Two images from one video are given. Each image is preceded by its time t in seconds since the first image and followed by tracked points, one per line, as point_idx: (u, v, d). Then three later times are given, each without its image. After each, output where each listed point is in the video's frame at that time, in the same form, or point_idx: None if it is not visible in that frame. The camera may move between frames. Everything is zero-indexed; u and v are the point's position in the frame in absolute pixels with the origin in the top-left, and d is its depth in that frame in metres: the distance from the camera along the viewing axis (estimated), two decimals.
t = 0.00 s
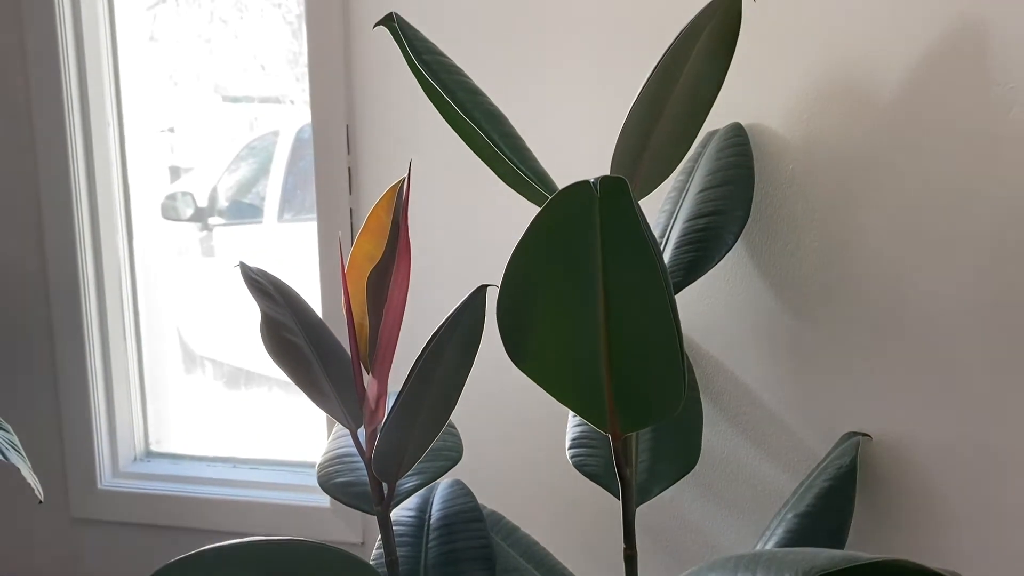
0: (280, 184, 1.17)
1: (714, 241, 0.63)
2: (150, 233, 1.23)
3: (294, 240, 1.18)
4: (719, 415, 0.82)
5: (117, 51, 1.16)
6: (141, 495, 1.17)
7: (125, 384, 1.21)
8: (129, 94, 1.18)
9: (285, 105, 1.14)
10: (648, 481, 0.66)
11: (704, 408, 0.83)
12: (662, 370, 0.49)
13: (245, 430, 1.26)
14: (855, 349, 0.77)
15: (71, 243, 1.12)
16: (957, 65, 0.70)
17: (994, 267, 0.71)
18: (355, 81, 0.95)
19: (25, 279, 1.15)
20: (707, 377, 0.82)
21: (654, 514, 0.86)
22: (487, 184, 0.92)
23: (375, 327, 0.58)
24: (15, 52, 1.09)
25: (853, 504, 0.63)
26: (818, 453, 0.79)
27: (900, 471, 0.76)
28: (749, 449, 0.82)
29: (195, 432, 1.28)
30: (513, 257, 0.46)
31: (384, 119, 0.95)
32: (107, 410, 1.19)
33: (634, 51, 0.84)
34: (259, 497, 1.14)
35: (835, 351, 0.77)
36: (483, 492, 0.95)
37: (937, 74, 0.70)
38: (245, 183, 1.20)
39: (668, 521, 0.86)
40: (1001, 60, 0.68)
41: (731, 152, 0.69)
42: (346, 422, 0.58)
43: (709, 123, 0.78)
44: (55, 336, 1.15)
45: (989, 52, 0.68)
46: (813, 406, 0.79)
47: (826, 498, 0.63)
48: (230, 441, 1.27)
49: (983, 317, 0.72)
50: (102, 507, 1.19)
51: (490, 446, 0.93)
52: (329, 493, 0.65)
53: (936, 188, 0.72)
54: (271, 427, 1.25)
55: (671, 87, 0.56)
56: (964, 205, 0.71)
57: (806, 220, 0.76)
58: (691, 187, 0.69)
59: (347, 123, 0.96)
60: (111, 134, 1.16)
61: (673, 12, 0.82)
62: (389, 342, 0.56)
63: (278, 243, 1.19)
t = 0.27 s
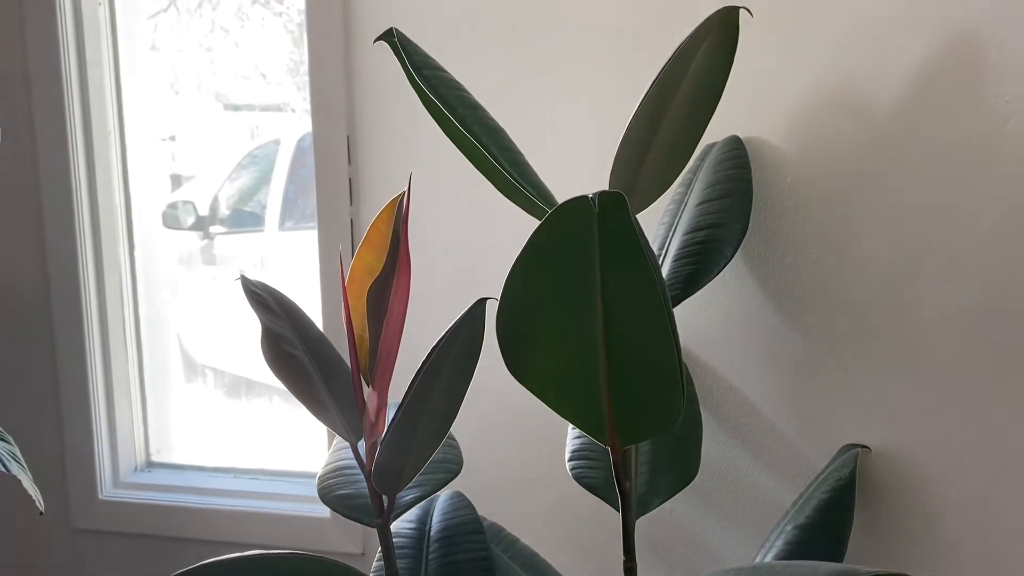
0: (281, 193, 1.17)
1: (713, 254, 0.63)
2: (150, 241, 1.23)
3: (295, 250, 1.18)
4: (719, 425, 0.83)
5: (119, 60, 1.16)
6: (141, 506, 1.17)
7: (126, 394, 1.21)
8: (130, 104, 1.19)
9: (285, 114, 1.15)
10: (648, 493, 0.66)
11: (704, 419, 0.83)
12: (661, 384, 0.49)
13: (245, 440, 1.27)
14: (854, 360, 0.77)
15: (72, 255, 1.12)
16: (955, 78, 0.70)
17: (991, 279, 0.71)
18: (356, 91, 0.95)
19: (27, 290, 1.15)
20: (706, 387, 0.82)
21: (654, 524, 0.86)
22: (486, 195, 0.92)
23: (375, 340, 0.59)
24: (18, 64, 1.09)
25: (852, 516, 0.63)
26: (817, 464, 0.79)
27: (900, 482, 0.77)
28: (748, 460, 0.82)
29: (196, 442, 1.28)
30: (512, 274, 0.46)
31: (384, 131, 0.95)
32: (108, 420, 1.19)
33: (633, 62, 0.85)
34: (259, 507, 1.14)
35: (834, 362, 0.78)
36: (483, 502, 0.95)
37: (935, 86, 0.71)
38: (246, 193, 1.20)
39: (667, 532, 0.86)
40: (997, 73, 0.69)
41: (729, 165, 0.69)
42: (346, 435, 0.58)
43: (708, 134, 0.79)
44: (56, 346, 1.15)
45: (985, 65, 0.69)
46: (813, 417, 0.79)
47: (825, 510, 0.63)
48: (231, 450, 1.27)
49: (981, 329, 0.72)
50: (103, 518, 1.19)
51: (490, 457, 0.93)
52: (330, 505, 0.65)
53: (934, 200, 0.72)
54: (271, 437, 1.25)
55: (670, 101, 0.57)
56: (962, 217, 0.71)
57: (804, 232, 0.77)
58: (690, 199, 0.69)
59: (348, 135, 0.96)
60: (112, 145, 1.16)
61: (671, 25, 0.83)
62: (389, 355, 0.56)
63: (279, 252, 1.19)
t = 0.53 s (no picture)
0: (282, 199, 1.18)
1: (712, 262, 0.63)
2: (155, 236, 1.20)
3: (295, 255, 1.18)
4: (717, 431, 0.83)
5: (120, 61, 1.16)
6: (143, 511, 1.18)
7: (127, 400, 1.21)
8: (132, 110, 1.19)
9: (286, 118, 1.15)
10: (647, 500, 0.66)
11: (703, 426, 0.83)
12: (659, 393, 0.49)
13: (246, 445, 1.27)
14: (852, 367, 0.77)
15: (74, 261, 1.13)
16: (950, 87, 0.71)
17: (988, 286, 0.72)
18: (356, 98, 0.95)
19: (29, 296, 1.15)
20: (705, 393, 0.83)
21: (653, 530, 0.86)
22: (486, 201, 0.93)
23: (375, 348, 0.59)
24: (20, 71, 1.10)
25: (851, 523, 0.64)
26: (816, 469, 0.80)
27: (898, 487, 0.77)
28: (747, 466, 0.82)
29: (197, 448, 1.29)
30: (511, 284, 0.46)
31: (384, 137, 0.96)
32: (109, 426, 1.19)
33: (631, 70, 0.85)
34: (260, 512, 1.14)
35: (833, 368, 0.78)
36: (483, 508, 0.95)
37: (931, 94, 0.71)
38: (246, 198, 1.21)
39: (666, 537, 0.86)
40: (993, 81, 0.69)
41: (726, 173, 0.70)
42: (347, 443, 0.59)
43: (706, 141, 0.79)
44: (58, 352, 1.15)
45: (981, 73, 0.69)
46: (811, 423, 0.79)
47: (823, 516, 0.64)
48: (231, 456, 1.27)
49: (979, 335, 0.72)
50: (105, 524, 1.19)
51: (490, 462, 0.94)
52: (330, 512, 0.66)
53: (931, 207, 0.73)
54: (272, 442, 1.26)
55: (668, 110, 0.57)
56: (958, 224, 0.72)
57: (802, 239, 0.77)
58: (688, 207, 0.69)
59: (348, 142, 0.97)
60: (115, 152, 1.16)
61: (670, 33, 0.83)
62: (389, 363, 0.57)
63: (279, 258, 1.20)
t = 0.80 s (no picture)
0: (283, 200, 1.18)
1: (712, 261, 0.63)
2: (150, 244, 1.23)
3: (296, 256, 1.18)
4: (718, 431, 0.83)
5: (120, 61, 1.16)
6: (143, 512, 1.18)
7: (128, 400, 1.21)
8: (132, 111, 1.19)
9: (286, 119, 1.15)
10: (648, 499, 0.66)
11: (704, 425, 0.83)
12: (660, 392, 0.49)
13: (246, 445, 1.27)
14: (853, 366, 0.77)
15: (75, 262, 1.12)
16: (951, 86, 0.71)
17: (988, 285, 0.72)
18: (357, 98, 0.95)
19: (30, 297, 1.15)
20: (706, 393, 0.83)
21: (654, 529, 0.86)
22: (486, 200, 0.93)
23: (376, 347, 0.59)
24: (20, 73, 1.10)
25: (852, 521, 0.64)
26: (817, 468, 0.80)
27: (898, 486, 0.77)
28: (748, 465, 0.82)
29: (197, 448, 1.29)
30: (513, 283, 0.46)
31: (385, 137, 0.96)
32: (110, 426, 1.19)
33: (632, 70, 0.85)
34: (260, 511, 1.14)
35: (833, 367, 0.78)
36: (484, 507, 0.95)
37: (932, 94, 0.71)
38: (246, 198, 1.21)
39: (667, 536, 0.86)
40: (994, 81, 0.69)
41: (727, 173, 0.70)
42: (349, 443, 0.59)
43: (707, 141, 0.79)
44: (59, 353, 1.15)
45: (981, 72, 0.70)
46: (812, 421, 0.79)
47: (824, 515, 0.64)
48: (232, 456, 1.27)
49: (980, 334, 0.73)
50: (106, 524, 1.19)
51: (490, 462, 0.94)
52: (332, 512, 0.66)
53: (931, 206, 0.73)
54: (273, 443, 1.26)
55: (668, 109, 0.57)
56: (959, 223, 0.72)
57: (803, 238, 0.77)
58: (689, 207, 0.70)
59: (349, 142, 0.97)
60: (115, 152, 1.17)
61: (670, 33, 0.83)
62: (390, 363, 0.57)
63: (280, 258, 1.20)
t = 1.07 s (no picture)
0: (281, 195, 1.17)
1: (712, 253, 0.63)
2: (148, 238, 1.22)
3: (294, 251, 1.18)
4: (718, 425, 0.83)
5: (117, 57, 1.15)
6: (141, 507, 1.17)
7: (125, 396, 1.21)
8: (129, 106, 1.18)
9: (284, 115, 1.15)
10: (647, 493, 0.66)
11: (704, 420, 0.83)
12: (660, 384, 0.48)
13: (244, 441, 1.26)
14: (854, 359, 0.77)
15: (71, 258, 1.12)
16: (953, 77, 0.70)
17: (990, 278, 0.71)
18: (355, 92, 0.95)
19: (26, 293, 1.15)
20: (706, 387, 0.82)
21: (653, 523, 0.86)
22: (484, 194, 0.92)
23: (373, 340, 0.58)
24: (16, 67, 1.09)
25: (852, 516, 0.63)
26: (817, 462, 0.79)
27: (899, 480, 0.77)
28: (748, 458, 0.82)
29: (195, 444, 1.28)
30: (511, 275, 0.46)
31: (383, 131, 0.95)
32: (107, 423, 1.19)
33: (632, 63, 0.85)
34: (258, 507, 1.13)
35: (834, 360, 0.77)
36: (482, 502, 0.95)
37: (934, 85, 0.71)
38: (244, 194, 1.20)
39: (667, 531, 0.86)
40: (997, 72, 0.69)
41: (727, 164, 0.69)
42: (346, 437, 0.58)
43: (707, 133, 0.78)
44: (55, 349, 1.15)
45: (984, 64, 0.69)
46: (812, 415, 0.79)
47: (824, 509, 0.63)
48: (230, 452, 1.27)
49: (981, 327, 0.72)
50: (103, 520, 1.18)
51: (489, 456, 0.93)
52: (328, 506, 0.65)
53: (933, 198, 0.72)
54: (271, 438, 1.25)
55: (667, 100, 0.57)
56: (961, 215, 0.71)
57: (804, 231, 0.77)
58: (688, 199, 0.69)
59: (346, 136, 0.96)
60: (112, 147, 1.16)
61: (670, 25, 0.83)
62: (387, 356, 0.56)
63: (278, 253, 1.19)
